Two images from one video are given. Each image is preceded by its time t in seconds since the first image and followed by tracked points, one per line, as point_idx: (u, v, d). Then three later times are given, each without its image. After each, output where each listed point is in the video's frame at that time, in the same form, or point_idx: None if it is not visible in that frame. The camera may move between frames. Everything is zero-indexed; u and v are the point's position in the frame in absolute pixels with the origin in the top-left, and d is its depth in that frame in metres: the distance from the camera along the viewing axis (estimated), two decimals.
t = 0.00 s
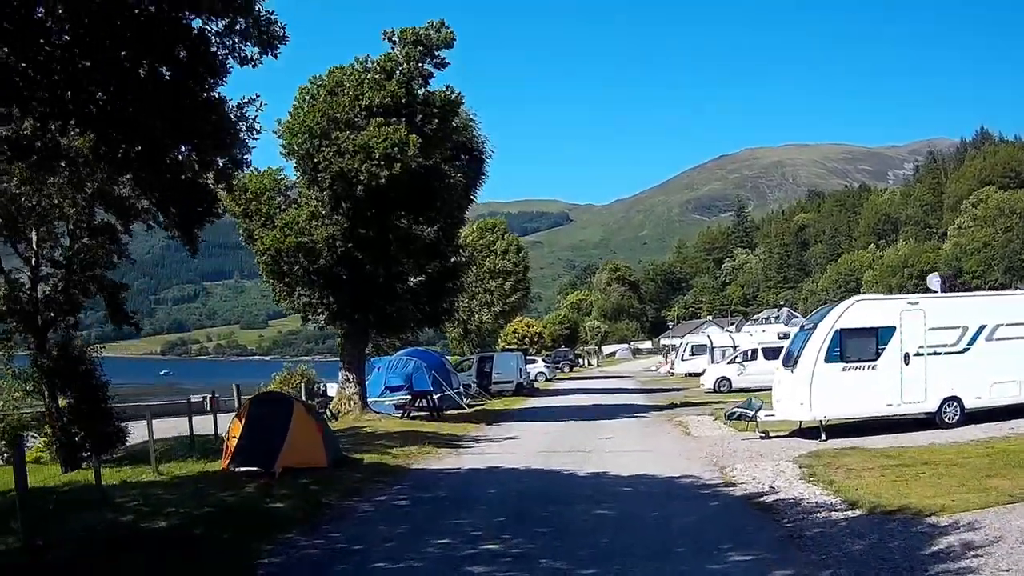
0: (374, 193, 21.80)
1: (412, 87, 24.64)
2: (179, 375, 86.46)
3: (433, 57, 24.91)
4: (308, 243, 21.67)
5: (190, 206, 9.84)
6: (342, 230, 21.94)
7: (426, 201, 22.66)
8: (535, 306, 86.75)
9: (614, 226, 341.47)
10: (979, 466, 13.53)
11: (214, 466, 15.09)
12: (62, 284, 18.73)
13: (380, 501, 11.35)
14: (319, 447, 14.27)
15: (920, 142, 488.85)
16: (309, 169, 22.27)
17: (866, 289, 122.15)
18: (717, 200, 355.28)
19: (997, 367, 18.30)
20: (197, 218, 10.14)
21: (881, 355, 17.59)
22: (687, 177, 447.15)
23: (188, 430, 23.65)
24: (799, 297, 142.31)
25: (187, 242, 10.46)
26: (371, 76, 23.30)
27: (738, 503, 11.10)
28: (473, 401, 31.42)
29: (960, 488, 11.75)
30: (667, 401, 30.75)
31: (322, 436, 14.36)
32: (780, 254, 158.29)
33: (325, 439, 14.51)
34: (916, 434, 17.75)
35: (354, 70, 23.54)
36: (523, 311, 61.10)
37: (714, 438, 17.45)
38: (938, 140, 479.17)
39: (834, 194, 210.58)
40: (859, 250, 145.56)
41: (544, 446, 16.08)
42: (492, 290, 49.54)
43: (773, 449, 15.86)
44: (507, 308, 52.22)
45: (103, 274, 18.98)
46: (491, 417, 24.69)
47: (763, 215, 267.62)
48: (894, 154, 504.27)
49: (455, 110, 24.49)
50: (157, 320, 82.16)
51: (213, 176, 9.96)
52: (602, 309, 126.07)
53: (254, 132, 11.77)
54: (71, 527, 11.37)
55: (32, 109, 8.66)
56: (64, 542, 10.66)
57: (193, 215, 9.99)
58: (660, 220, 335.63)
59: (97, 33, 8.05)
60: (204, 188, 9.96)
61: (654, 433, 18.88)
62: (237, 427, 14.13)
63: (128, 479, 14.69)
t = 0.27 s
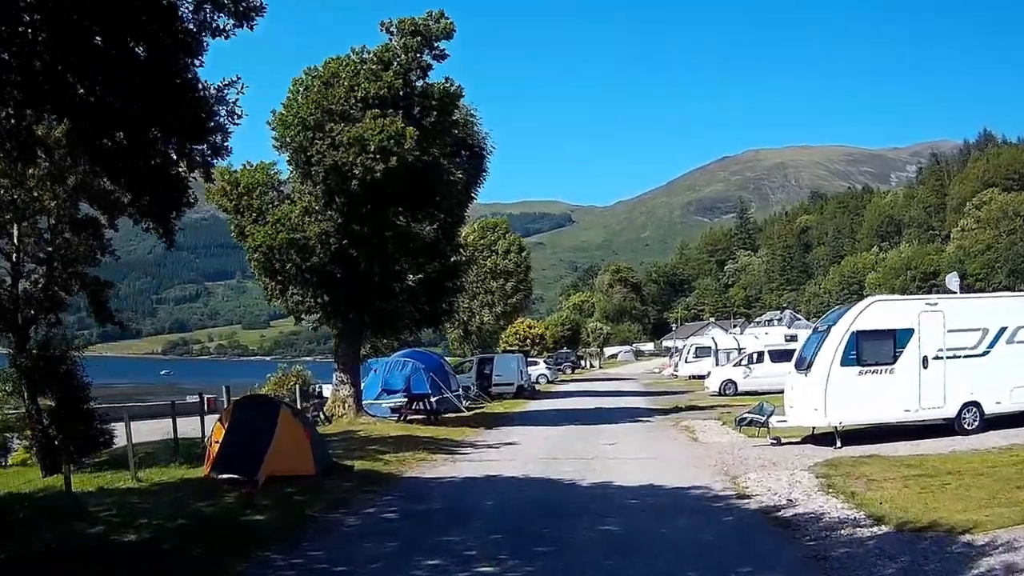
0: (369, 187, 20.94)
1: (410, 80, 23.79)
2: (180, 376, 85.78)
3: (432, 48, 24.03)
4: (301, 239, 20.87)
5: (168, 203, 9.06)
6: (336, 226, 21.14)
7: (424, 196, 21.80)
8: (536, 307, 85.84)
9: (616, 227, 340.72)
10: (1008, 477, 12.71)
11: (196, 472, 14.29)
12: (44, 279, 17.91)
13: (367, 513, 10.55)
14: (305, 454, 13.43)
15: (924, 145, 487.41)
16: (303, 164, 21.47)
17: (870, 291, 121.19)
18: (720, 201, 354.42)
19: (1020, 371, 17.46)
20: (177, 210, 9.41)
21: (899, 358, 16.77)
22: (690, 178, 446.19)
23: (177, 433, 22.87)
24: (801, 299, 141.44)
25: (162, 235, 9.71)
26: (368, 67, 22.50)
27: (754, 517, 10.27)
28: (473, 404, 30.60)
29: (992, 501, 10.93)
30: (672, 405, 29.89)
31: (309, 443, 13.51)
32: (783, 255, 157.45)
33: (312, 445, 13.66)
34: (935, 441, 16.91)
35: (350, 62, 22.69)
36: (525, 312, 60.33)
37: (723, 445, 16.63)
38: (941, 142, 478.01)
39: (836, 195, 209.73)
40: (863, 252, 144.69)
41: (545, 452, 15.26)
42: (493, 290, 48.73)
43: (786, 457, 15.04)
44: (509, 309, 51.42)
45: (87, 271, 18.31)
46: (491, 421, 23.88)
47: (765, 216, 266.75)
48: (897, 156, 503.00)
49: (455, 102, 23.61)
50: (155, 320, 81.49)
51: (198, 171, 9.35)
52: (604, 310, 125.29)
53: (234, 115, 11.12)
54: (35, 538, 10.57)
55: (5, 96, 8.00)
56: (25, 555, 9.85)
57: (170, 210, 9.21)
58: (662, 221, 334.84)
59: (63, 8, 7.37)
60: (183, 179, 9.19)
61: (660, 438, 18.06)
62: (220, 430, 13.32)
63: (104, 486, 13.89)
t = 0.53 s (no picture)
0: (364, 177, 20.15)
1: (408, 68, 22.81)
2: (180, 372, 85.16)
3: (432, 36, 23.12)
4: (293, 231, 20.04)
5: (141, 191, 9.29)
6: (329, 218, 20.32)
7: (422, 188, 21.02)
8: (538, 304, 84.94)
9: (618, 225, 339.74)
10: None
11: (176, 477, 13.47)
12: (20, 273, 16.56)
13: (354, 524, 9.74)
14: (290, 456, 12.62)
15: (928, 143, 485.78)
16: (295, 153, 20.62)
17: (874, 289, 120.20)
18: (722, 199, 353.28)
19: None
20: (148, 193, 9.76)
21: (919, 356, 15.90)
22: (693, 176, 444.91)
23: (167, 434, 22.11)
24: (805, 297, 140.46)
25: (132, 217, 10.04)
26: (363, 54, 21.67)
27: (774, 530, 9.45)
28: (472, 403, 29.75)
29: None
30: (677, 404, 29.03)
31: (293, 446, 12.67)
32: (787, 253, 156.49)
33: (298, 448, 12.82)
34: (958, 444, 16.06)
35: (346, 49, 21.88)
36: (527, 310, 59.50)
37: (734, 448, 15.78)
38: (945, 141, 476.45)
39: (839, 194, 208.70)
40: (866, 250, 143.67)
41: (547, 456, 14.42)
42: (495, 287, 47.89)
43: (802, 462, 14.21)
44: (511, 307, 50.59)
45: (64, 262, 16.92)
46: (490, 421, 23.05)
47: (768, 215, 265.67)
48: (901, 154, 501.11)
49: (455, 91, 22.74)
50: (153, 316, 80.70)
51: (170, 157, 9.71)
52: (607, 308, 124.38)
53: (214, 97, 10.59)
54: None
55: None
56: None
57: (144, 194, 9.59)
58: (665, 219, 333.85)
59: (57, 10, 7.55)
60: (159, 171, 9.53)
61: (668, 441, 17.22)
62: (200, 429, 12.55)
63: (78, 491, 13.08)
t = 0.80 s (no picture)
0: (359, 168, 19.30)
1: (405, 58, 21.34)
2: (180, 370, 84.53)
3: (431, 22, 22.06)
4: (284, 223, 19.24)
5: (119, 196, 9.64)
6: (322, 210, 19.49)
7: (420, 180, 20.14)
8: (539, 302, 84.06)
9: (621, 223, 338.82)
10: None
11: (153, 483, 12.64)
12: None
13: (337, 538, 8.93)
14: (272, 461, 11.80)
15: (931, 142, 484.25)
16: (286, 142, 19.83)
17: (877, 288, 119.28)
18: (725, 198, 352.28)
19: None
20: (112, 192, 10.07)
21: (941, 357, 15.01)
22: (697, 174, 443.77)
23: (154, 434, 21.34)
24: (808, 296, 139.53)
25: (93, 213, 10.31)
26: (359, 40, 20.83)
27: (797, 547, 8.63)
28: (471, 402, 28.91)
29: None
30: (683, 404, 28.18)
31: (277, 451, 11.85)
32: (789, 252, 155.60)
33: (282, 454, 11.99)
34: (982, 450, 15.20)
35: (341, 36, 21.04)
36: (528, 308, 58.67)
37: (746, 452, 14.95)
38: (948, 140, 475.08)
39: (842, 193, 207.75)
40: (870, 249, 142.75)
41: (549, 461, 13.60)
42: (495, 284, 47.04)
43: (819, 469, 13.37)
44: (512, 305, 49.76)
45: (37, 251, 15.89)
46: (489, 422, 22.20)
47: (771, 214, 264.67)
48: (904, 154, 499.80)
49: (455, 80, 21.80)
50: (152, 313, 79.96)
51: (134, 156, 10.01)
52: (609, 306, 123.52)
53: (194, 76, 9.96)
54: None
55: None
56: None
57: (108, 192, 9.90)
58: (667, 218, 332.93)
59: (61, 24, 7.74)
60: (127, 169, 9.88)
61: (675, 445, 16.38)
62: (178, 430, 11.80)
63: (47, 497, 12.26)
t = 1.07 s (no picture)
0: (351, 162, 18.45)
1: (402, 48, 20.45)
2: (180, 372, 83.76)
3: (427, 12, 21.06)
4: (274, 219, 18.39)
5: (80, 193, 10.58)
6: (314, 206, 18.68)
7: (416, 175, 19.29)
8: (541, 303, 83.03)
9: (624, 224, 338.11)
10: None
11: (128, 496, 11.83)
12: None
13: (317, 561, 8.11)
14: (253, 472, 10.91)
15: (935, 142, 482.58)
16: (276, 135, 18.99)
17: (881, 289, 118.14)
18: (728, 199, 351.38)
19: None
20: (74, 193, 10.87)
21: (965, 357, 14.16)
22: (700, 175, 442.56)
23: (141, 441, 20.53)
24: (813, 296, 138.61)
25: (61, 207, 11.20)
26: (353, 30, 20.00)
27: (824, 568, 7.82)
28: (472, 405, 28.05)
29: None
30: (689, 407, 27.30)
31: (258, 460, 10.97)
32: (793, 253, 154.66)
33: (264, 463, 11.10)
34: (1009, 456, 14.34)
35: (335, 26, 20.20)
36: (530, 309, 57.92)
37: (759, 460, 14.11)
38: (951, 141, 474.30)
39: (845, 193, 206.80)
40: (874, 250, 141.79)
41: (551, 470, 12.76)
42: (497, 284, 46.21)
43: (838, 479, 12.54)
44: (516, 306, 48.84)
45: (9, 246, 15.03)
46: (491, 427, 21.36)
47: (774, 214, 263.73)
48: (907, 154, 498.83)
49: (452, 71, 20.90)
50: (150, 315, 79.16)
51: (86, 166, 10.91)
52: (612, 308, 122.55)
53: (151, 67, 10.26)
54: None
55: None
56: None
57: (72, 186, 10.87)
58: (670, 219, 331.98)
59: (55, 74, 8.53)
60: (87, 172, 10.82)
61: (684, 452, 15.54)
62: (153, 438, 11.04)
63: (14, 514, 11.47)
